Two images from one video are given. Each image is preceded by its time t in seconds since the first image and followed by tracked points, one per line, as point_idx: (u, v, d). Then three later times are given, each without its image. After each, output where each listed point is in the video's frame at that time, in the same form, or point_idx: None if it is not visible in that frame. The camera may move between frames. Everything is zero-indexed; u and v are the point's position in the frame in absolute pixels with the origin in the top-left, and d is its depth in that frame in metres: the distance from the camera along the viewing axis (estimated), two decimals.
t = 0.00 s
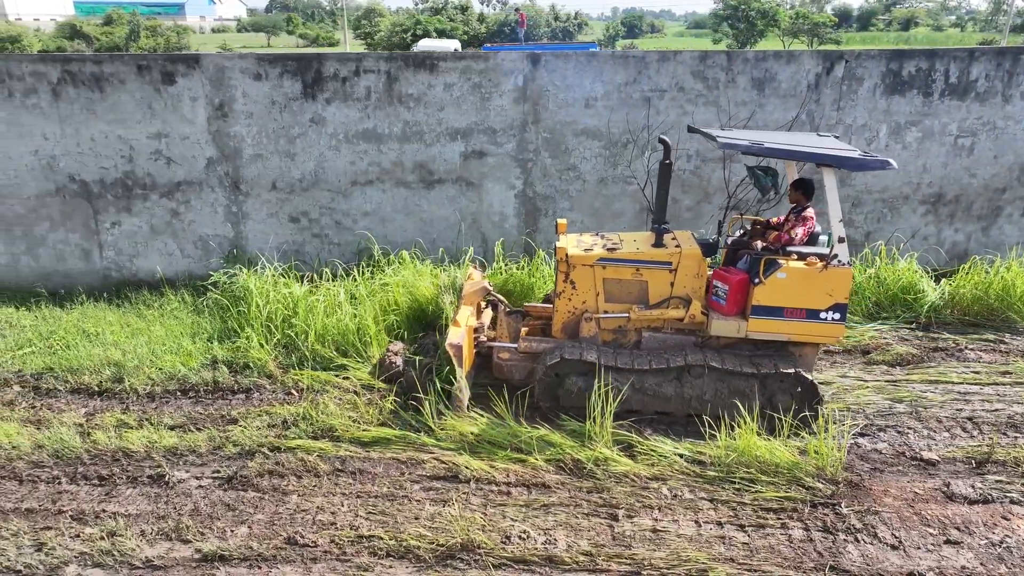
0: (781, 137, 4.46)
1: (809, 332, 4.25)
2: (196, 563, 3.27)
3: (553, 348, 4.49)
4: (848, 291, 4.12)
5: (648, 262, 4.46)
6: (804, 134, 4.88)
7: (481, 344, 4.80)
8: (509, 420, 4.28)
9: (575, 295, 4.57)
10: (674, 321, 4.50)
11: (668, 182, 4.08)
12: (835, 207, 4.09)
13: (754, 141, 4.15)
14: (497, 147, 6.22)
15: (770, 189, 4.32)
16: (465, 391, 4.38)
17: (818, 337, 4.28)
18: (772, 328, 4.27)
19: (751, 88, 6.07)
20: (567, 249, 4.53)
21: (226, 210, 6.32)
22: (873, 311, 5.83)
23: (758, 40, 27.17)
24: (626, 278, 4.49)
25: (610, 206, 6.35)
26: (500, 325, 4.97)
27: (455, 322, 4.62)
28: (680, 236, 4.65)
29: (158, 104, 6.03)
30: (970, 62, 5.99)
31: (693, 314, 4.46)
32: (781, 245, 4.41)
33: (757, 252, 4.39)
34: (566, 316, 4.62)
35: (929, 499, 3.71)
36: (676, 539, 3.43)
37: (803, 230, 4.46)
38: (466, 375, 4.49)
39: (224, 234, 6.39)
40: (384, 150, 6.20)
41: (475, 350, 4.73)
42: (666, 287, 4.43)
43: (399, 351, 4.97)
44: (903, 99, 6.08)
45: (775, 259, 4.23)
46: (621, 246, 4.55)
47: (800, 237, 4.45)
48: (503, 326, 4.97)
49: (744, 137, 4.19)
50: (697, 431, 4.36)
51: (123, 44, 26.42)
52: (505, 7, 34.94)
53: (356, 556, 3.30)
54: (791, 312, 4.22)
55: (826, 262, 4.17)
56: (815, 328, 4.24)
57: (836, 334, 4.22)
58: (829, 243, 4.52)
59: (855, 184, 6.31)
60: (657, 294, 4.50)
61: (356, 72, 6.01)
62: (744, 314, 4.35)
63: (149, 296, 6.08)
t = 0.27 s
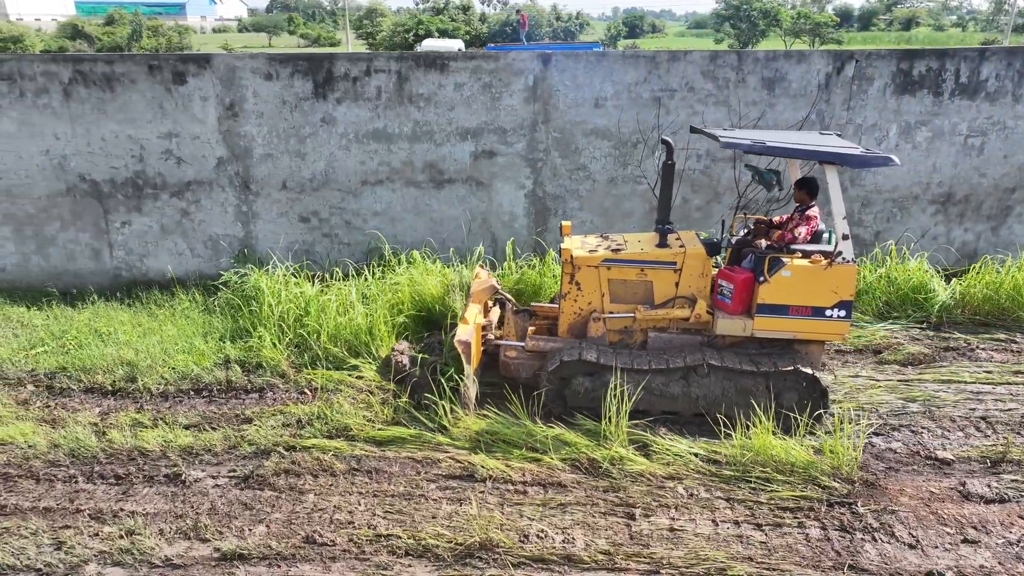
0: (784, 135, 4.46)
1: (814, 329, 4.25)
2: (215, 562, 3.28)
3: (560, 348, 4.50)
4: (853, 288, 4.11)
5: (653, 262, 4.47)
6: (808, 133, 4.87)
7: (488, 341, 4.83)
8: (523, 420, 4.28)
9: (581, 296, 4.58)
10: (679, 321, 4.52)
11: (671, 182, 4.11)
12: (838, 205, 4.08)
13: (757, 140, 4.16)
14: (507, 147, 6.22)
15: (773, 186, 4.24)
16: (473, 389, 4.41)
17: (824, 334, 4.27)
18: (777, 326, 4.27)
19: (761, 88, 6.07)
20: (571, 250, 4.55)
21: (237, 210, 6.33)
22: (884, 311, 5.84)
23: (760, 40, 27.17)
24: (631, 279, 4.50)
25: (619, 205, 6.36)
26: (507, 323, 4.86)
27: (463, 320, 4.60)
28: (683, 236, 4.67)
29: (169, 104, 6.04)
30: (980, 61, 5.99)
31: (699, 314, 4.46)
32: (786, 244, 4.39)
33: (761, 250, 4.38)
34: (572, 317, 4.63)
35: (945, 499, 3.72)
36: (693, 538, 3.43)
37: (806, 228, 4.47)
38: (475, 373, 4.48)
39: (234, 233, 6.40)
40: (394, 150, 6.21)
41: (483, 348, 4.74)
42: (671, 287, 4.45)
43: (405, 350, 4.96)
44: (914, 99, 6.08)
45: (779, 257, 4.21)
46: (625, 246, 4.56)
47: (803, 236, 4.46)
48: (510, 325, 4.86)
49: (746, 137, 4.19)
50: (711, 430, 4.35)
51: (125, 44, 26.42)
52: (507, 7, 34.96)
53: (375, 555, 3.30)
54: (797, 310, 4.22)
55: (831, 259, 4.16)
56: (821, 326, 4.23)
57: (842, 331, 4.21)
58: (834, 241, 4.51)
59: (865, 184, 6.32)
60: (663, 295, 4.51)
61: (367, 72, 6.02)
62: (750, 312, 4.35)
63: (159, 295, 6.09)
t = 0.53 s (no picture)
0: (788, 135, 4.45)
1: (821, 328, 4.26)
2: (233, 562, 3.28)
3: (567, 347, 4.49)
4: (860, 287, 4.12)
5: (660, 262, 4.47)
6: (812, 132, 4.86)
7: (495, 342, 4.84)
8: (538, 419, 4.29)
9: (588, 296, 4.58)
10: (686, 320, 4.51)
11: (678, 181, 4.14)
12: (845, 204, 4.07)
13: (764, 139, 4.16)
14: (516, 147, 6.22)
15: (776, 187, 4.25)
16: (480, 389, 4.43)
17: (831, 334, 4.28)
18: (784, 325, 4.27)
19: (771, 88, 6.08)
20: (578, 250, 4.54)
21: (246, 210, 6.33)
22: (894, 311, 5.84)
23: (762, 41, 27.14)
24: (638, 278, 4.50)
25: (629, 205, 6.36)
26: (514, 323, 4.93)
27: (471, 319, 4.59)
28: (690, 236, 4.67)
29: (179, 104, 6.05)
30: (990, 61, 5.99)
31: (706, 314, 4.46)
32: (792, 243, 4.41)
33: (767, 250, 4.39)
34: (579, 317, 4.62)
35: (960, 499, 3.71)
36: (710, 537, 3.43)
37: (809, 228, 4.46)
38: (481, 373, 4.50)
39: (244, 233, 6.40)
40: (404, 150, 6.21)
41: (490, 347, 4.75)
42: (678, 286, 4.44)
43: (411, 350, 5.01)
44: (923, 99, 6.08)
45: (785, 257, 4.23)
46: (632, 246, 4.55)
47: (807, 233, 4.46)
48: (517, 324, 4.94)
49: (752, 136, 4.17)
50: (725, 430, 4.36)
51: (127, 44, 26.42)
52: (508, 7, 34.92)
53: (392, 555, 3.31)
54: (804, 310, 4.22)
55: (838, 258, 4.17)
56: (828, 325, 4.24)
57: (849, 330, 4.22)
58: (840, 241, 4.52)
59: (875, 184, 6.32)
60: (670, 294, 4.51)
61: (377, 71, 6.02)
62: (756, 312, 4.36)
63: (170, 295, 6.10)
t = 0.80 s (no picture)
0: (790, 134, 4.44)
1: (824, 328, 4.26)
2: (249, 561, 3.28)
3: (570, 347, 4.49)
4: (864, 287, 4.12)
5: (663, 261, 4.46)
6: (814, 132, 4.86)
7: (499, 343, 4.80)
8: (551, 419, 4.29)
9: (591, 295, 4.58)
10: (689, 320, 4.51)
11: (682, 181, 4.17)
12: (849, 204, 4.05)
13: (768, 139, 4.15)
14: (525, 147, 6.22)
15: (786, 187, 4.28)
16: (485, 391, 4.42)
17: (834, 334, 4.28)
18: (787, 325, 4.27)
19: (780, 88, 6.08)
20: (582, 249, 4.54)
21: (255, 210, 6.33)
22: (903, 311, 5.84)
23: (764, 41, 27.12)
24: (642, 277, 4.50)
25: (637, 205, 6.36)
26: (517, 324, 4.86)
27: (473, 322, 4.60)
28: (694, 235, 4.66)
29: (188, 104, 6.05)
30: (999, 61, 5.99)
31: (709, 313, 4.46)
32: (795, 243, 4.40)
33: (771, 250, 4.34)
34: (582, 315, 4.63)
35: (975, 498, 3.71)
36: (726, 537, 3.43)
37: (812, 225, 4.44)
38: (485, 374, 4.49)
39: (253, 233, 6.40)
40: (413, 150, 6.21)
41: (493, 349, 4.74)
42: (681, 286, 4.44)
43: (414, 349, 4.93)
44: (933, 99, 6.08)
45: (789, 256, 4.22)
46: (635, 245, 4.55)
47: (809, 231, 4.44)
48: (520, 325, 4.87)
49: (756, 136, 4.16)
50: (738, 431, 4.36)
51: (129, 44, 26.43)
52: (509, 6, 34.93)
53: (409, 554, 3.31)
54: (807, 309, 4.22)
55: (841, 258, 4.17)
56: (831, 325, 4.24)
57: (852, 331, 4.23)
58: (843, 241, 4.50)
59: (884, 184, 6.32)
60: (673, 294, 4.51)
61: (386, 72, 6.02)
62: (760, 311, 4.36)
63: (179, 295, 6.10)
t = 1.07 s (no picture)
0: (786, 134, 4.44)
1: (819, 328, 4.27)
2: (266, 561, 3.29)
3: (565, 346, 4.49)
4: (858, 287, 4.13)
5: (659, 260, 4.47)
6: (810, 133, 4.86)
7: (493, 343, 4.87)
8: (564, 418, 4.30)
9: (587, 293, 4.58)
10: (684, 319, 4.52)
11: (678, 181, 4.14)
12: (844, 204, 4.06)
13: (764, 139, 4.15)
14: (534, 147, 6.23)
15: (790, 181, 4.33)
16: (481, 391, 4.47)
17: (829, 334, 4.30)
18: (782, 325, 4.29)
19: (789, 88, 6.08)
20: (578, 248, 4.53)
21: (264, 210, 6.33)
22: (912, 310, 5.85)
23: (766, 41, 27.10)
24: (637, 277, 4.50)
25: (646, 205, 6.37)
26: (513, 323, 4.96)
27: (468, 322, 4.67)
28: (689, 235, 4.67)
29: (197, 104, 6.06)
30: (1009, 61, 5.98)
31: (704, 312, 4.47)
32: (792, 243, 4.40)
33: (766, 250, 4.42)
34: (577, 314, 4.63)
35: (989, 499, 3.71)
36: (741, 537, 3.43)
37: (809, 226, 4.43)
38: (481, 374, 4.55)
39: (261, 233, 6.40)
40: (421, 150, 6.22)
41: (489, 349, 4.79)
42: (677, 285, 4.45)
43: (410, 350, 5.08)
44: (942, 99, 6.08)
45: (784, 256, 4.24)
46: (631, 244, 4.55)
47: (806, 232, 4.44)
48: (515, 324, 4.97)
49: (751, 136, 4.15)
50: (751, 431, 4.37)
51: (132, 44, 26.42)
52: (511, 6, 34.92)
53: (425, 554, 3.31)
54: (802, 309, 4.24)
55: (836, 258, 4.18)
56: (825, 325, 4.25)
57: (846, 331, 4.24)
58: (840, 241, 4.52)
59: (892, 184, 6.32)
60: (669, 293, 4.52)
61: (395, 71, 6.02)
62: (754, 311, 4.38)
63: (188, 295, 6.11)
